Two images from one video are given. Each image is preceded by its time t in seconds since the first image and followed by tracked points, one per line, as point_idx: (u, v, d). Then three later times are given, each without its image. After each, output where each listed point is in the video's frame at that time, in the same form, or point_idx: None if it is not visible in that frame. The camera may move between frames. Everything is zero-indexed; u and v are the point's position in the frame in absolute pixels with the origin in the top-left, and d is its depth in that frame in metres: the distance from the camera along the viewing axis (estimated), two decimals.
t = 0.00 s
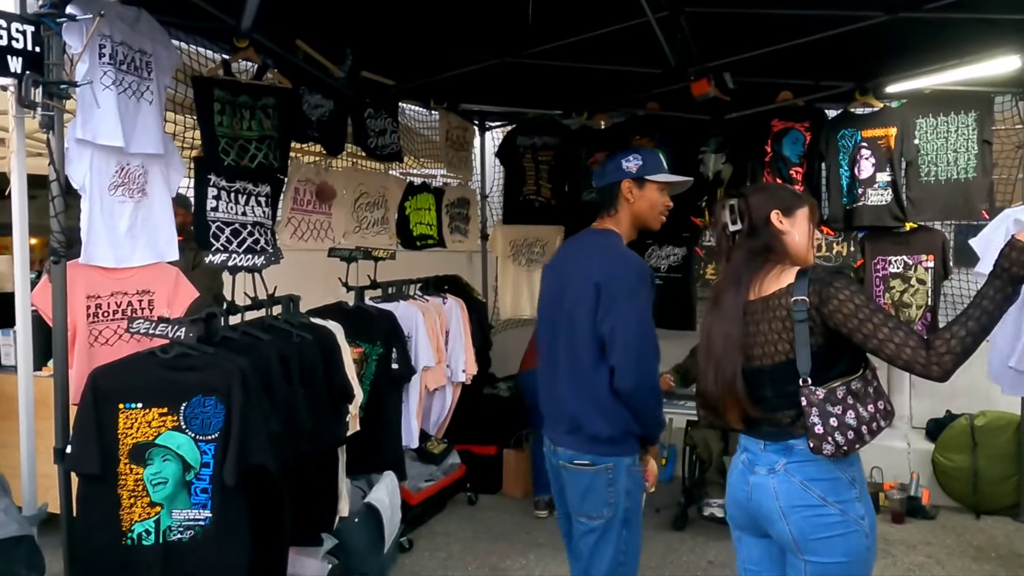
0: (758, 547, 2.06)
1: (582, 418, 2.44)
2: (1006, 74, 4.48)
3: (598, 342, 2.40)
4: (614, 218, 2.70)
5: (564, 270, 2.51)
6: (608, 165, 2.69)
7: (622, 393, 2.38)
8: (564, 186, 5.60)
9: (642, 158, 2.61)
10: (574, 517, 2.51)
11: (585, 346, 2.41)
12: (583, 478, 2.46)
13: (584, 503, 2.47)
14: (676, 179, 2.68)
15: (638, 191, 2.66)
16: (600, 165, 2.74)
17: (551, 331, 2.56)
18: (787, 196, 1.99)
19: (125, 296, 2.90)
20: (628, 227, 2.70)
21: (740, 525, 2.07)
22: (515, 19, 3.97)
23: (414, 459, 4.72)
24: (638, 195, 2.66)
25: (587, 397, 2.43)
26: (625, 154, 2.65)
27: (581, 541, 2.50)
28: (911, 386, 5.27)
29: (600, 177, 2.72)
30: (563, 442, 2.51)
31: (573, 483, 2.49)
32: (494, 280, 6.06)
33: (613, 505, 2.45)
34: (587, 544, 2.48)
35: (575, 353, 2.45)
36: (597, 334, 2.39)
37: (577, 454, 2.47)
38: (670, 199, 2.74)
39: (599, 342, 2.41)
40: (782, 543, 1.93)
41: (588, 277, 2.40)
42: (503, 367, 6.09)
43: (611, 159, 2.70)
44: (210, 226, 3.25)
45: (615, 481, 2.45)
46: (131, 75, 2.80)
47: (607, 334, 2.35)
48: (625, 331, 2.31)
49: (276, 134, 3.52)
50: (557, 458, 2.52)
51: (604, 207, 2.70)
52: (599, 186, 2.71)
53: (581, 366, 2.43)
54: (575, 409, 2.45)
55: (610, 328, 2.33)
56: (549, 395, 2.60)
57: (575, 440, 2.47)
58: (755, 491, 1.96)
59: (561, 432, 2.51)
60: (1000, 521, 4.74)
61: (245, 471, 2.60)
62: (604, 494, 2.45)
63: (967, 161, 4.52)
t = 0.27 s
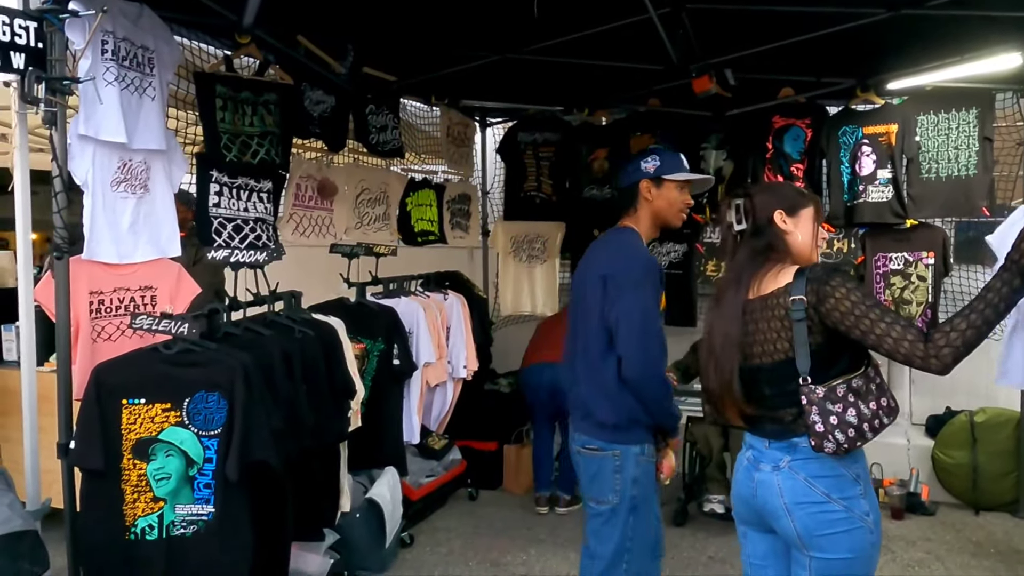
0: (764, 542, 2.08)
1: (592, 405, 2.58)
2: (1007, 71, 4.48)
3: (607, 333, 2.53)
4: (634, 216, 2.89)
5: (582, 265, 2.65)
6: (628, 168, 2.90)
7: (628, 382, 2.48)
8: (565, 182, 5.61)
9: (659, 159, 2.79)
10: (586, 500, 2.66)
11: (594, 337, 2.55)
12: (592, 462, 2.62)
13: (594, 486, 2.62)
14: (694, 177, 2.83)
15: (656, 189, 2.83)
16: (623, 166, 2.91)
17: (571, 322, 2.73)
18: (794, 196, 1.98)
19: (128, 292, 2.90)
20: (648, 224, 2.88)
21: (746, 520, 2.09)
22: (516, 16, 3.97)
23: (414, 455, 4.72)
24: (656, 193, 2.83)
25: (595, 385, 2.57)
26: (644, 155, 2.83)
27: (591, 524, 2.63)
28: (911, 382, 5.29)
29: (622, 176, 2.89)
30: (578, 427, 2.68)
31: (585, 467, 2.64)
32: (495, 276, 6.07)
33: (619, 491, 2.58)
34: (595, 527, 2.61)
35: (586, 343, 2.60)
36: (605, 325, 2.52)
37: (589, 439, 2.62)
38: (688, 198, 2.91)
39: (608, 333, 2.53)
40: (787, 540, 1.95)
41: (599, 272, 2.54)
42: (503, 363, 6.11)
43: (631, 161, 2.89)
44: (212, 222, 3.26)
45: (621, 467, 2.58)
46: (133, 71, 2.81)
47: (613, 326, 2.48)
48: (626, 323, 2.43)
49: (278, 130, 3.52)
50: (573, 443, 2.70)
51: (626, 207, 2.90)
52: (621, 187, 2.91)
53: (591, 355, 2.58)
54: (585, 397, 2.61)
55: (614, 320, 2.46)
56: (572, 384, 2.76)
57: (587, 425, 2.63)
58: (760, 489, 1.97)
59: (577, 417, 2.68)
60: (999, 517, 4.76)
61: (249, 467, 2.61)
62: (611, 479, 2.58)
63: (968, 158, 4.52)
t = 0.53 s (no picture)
0: (770, 531, 2.10)
1: (611, 384, 2.74)
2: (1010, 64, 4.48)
3: (625, 316, 2.70)
4: (655, 206, 2.92)
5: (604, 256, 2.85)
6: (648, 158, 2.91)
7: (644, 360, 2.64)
8: (567, 174, 5.57)
9: (678, 150, 2.81)
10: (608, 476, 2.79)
11: (614, 319, 2.72)
12: (612, 439, 2.76)
13: (613, 463, 2.76)
14: (713, 166, 2.83)
15: (676, 179, 2.86)
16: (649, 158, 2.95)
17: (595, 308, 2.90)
18: (803, 187, 2.01)
19: (134, 283, 2.90)
20: (669, 214, 2.91)
21: (752, 510, 2.11)
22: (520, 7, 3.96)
23: (417, 446, 4.71)
24: (676, 182, 2.86)
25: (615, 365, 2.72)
26: (663, 146, 2.86)
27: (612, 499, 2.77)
28: (912, 374, 5.31)
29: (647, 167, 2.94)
30: (600, 406, 2.83)
31: (605, 444, 2.79)
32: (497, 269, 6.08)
33: (638, 468, 2.71)
34: (617, 501, 2.76)
35: (607, 326, 2.76)
36: (623, 308, 2.70)
37: (609, 417, 2.77)
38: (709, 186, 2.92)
39: (626, 316, 2.71)
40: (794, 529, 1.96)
41: (618, 258, 2.72)
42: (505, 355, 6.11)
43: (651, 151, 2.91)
44: (217, 213, 3.25)
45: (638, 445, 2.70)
46: (139, 62, 2.81)
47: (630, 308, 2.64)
48: (641, 304, 2.58)
49: (282, 122, 3.51)
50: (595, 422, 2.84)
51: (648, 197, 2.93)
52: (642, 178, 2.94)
53: (610, 337, 2.74)
54: (605, 376, 2.77)
55: (631, 302, 2.62)
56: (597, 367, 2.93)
57: (607, 405, 2.78)
58: (767, 478, 1.98)
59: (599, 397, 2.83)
60: (999, 509, 4.78)
61: (256, 457, 2.63)
62: (628, 455, 2.72)
63: (970, 151, 4.53)
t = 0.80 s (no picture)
0: (779, 515, 2.12)
1: (634, 366, 2.79)
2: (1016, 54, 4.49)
3: (646, 299, 2.75)
4: (675, 192, 2.93)
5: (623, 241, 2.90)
6: (669, 143, 2.91)
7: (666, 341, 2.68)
8: (572, 164, 5.60)
9: (699, 137, 2.83)
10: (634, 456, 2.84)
11: (635, 302, 2.77)
12: (636, 420, 2.81)
13: (639, 442, 2.81)
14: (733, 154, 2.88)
15: (698, 166, 2.88)
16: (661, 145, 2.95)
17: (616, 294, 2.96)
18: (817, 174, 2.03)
19: (148, 270, 2.92)
20: (688, 201, 2.94)
21: (762, 493, 2.12)
22: None
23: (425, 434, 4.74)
24: (698, 169, 2.88)
25: (637, 347, 2.77)
26: (684, 134, 2.86)
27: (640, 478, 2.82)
28: (915, 362, 5.34)
29: (662, 154, 2.94)
30: (623, 388, 2.87)
31: (630, 425, 2.83)
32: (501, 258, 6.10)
33: (664, 445, 2.75)
34: (645, 480, 2.80)
35: (628, 310, 2.82)
36: (644, 291, 2.74)
37: (632, 398, 2.82)
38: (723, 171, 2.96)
39: (647, 299, 2.76)
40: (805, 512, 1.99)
41: (638, 243, 2.78)
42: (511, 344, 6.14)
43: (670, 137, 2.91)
44: (229, 200, 3.27)
45: (663, 423, 2.75)
46: (152, 49, 2.81)
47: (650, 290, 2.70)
48: (662, 286, 2.64)
49: (292, 110, 3.53)
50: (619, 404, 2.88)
51: (669, 182, 2.94)
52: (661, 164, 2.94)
53: (632, 320, 2.80)
54: (628, 358, 2.82)
55: (651, 285, 2.68)
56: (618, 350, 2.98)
57: (630, 387, 2.83)
58: (778, 461, 2.00)
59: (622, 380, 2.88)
60: (1000, 496, 4.83)
61: (271, 442, 2.66)
62: (654, 434, 2.76)
63: (975, 141, 4.55)
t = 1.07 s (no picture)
0: (796, 494, 2.14)
1: (667, 350, 2.83)
2: None
3: (677, 283, 2.81)
4: (701, 175, 3.10)
5: (646, 226, 2.94)
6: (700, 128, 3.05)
7: (701, 324, 2.76)
8: (580, 151, 5.63)
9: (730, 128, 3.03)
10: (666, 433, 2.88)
11: (665, 288, 2.83)
12: (669, 401, 2.85)
13: (672, 422, 2.85)
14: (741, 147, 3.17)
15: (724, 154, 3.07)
16: (687, 127, 3.07)
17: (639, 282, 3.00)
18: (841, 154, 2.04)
19: (168, 252, 2.95)
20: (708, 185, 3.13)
21: (779, 472, 2.14)
22: None
23: (435, 418, 4.80)
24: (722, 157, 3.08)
25: (670, 331, 2.82)
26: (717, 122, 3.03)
27: (673, 454, 2.86)
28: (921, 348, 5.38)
29: (689, 137, 3.05)
30: (653, 372, 2.91)
31: (662, 407, 2.87)
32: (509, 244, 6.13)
33: (700, 421, 2.81)
34: (679, 458, 2.84)
35: (657, 296, 2.86)
36: (676, 275, 2.80)
37: (665, 380, 2.86)
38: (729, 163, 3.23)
39: (677, 284, 2.82)
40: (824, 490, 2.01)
41: (665, 230, 2.84)
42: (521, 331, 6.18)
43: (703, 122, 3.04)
44: (246, 183, 3.28)
45: (699, 400, 2.81)
46: (172, 32, 2.83)
47: (684, 275, 2.76)
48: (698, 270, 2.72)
49: (307, 94, 3.54)
50: (650, 387, 2.91)
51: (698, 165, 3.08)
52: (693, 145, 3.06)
53: (663, 305, 2.84)
54: (659, 342, 2.86)
55: (686, 270, 2.75)
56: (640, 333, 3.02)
57: (662, 369, 2.87)
58: (799, 440, 2.02)
59: (651, 365, 2.91)
60: (1005, 480, 4.88)
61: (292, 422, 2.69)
62: (688, 413, 2.82)
63: (983, 127, 4.57)
